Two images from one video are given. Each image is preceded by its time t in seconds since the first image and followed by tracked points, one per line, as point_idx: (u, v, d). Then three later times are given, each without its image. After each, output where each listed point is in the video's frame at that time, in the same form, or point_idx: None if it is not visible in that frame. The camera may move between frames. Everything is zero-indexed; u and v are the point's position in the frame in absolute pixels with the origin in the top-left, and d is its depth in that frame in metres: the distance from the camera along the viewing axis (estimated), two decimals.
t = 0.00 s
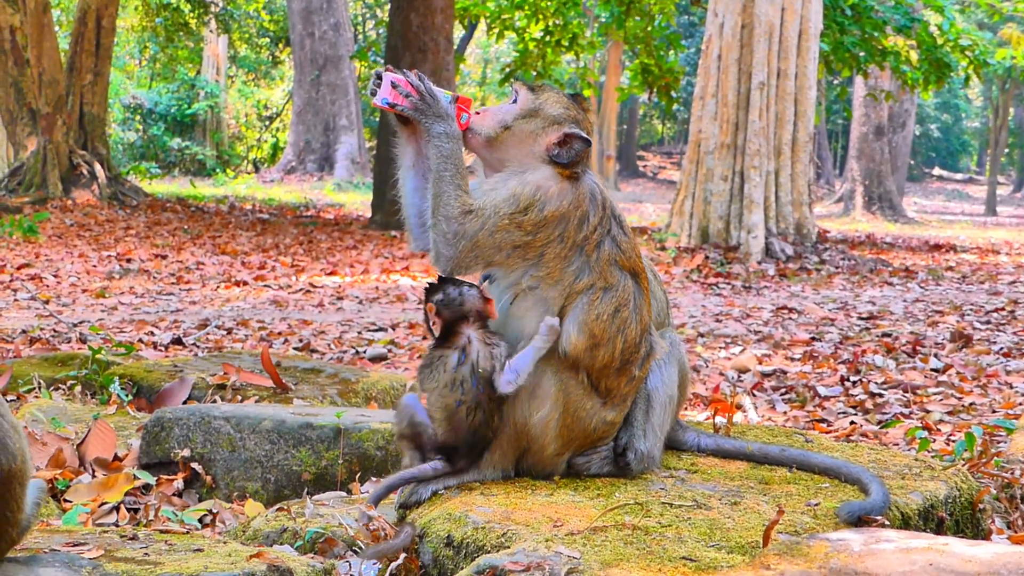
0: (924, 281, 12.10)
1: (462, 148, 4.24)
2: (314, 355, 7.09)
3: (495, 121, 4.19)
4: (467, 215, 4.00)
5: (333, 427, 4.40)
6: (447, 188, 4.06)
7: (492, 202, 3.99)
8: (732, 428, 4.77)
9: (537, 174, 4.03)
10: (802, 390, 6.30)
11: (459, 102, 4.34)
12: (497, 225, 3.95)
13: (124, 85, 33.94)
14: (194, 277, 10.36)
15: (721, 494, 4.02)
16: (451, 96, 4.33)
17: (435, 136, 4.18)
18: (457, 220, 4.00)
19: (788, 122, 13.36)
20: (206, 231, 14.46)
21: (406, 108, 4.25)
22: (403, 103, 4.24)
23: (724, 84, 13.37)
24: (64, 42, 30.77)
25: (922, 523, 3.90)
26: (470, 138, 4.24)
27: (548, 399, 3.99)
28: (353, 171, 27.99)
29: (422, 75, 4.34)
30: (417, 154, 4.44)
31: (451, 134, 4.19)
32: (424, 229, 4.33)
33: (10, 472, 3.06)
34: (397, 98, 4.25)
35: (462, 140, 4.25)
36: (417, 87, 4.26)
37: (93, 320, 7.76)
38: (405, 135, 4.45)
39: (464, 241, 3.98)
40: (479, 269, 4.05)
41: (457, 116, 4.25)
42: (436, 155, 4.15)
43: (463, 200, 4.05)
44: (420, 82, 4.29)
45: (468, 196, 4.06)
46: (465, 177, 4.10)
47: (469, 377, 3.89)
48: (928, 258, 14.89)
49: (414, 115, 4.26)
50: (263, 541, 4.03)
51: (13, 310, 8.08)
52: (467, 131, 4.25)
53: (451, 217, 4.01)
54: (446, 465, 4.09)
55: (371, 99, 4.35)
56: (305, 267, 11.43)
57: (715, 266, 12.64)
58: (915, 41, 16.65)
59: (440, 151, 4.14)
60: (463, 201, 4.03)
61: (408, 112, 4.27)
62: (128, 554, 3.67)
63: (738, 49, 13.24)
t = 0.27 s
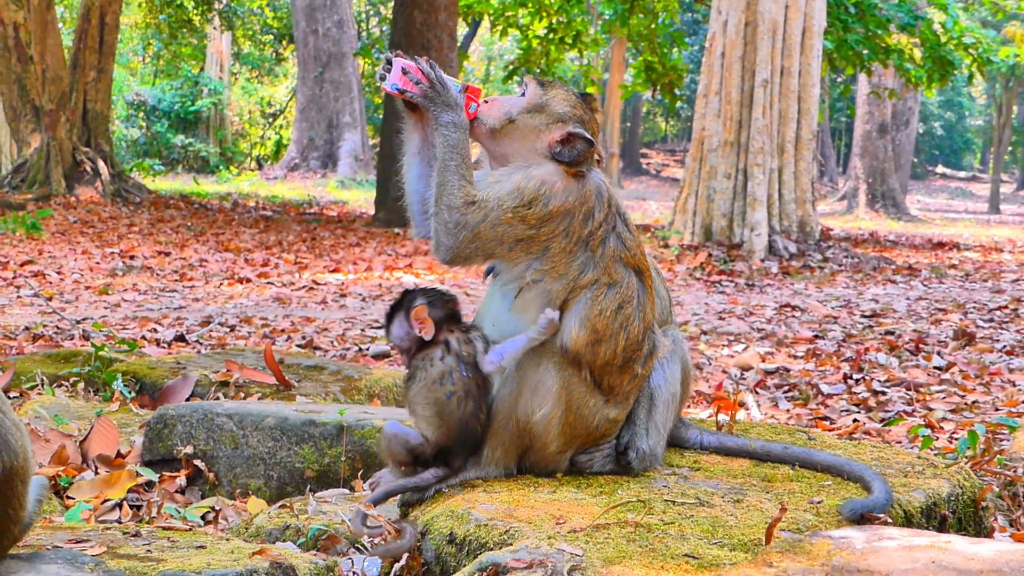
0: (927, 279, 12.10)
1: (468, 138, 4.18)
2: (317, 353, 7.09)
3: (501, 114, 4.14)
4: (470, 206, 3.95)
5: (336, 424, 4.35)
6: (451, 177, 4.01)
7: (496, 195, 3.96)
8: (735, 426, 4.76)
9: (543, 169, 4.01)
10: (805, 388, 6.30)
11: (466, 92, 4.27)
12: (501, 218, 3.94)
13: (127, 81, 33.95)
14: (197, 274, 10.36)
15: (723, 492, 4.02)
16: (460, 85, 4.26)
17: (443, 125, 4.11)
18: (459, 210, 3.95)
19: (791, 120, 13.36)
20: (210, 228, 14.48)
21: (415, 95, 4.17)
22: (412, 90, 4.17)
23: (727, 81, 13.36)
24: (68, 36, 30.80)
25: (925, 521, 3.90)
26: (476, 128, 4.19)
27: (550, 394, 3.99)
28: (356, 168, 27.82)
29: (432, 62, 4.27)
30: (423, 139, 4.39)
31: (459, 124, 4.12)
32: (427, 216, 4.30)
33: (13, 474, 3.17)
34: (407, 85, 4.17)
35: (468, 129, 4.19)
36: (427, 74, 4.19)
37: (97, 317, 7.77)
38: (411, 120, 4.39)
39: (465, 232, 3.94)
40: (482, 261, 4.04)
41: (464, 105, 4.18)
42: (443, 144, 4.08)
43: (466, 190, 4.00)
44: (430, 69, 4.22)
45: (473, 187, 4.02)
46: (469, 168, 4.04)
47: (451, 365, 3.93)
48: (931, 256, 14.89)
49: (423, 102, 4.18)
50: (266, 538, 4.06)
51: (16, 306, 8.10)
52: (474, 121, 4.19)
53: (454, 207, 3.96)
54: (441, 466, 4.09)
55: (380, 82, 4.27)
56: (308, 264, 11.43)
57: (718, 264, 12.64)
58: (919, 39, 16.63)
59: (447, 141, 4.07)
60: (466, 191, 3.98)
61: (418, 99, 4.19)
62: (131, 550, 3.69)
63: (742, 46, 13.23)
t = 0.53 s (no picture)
0: (930, 275, 12.11)
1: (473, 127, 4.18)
2: (319, 350, 7.07)
3: (508, 106, 4.14)
4: (470, 193, 3.97)
5: (339, 421, 4.36)
6: (454, 164, 4.02)
7: (497, 184, 3.98)
8: (738, 422, 4.76)
9: (544, 163, 4.01)
10: (808, 384, 6.31)
11: (476, 79, 4.26)
12: (500, 208, 3.95)
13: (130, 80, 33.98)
14: (200, 272, 10.37)
15: (727, 488, 4.02)
16: (469, 72, 4.24)
17: (448, 112, 4.10)
18: (458, 197, 3.98)
19: (794, 117, 13.39)
20: (212, 227, 14.48)
21: (423, 80, 4.15)
22: (421, 74, 4.14)
23: (729, 78, 13.37)
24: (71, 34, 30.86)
25: (928, 517, 3.90)
26: (481, 117, 4.20)
27: (546, 387, 3.98)
28: (359, 166, 27.85)
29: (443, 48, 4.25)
30: (426, 125, 4.35)
31: (465, 112, 4.11)
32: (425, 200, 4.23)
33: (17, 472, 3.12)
34: (415, 68, 4.15)
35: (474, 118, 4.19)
36: (436, 59, 4.16)
37: (99, 315, 7.77)
38: (416, 104, 4.36)
39: (463, 219, 3.97)
40: (480, 251, 4.06)
41: (471, 94, 4.18)
42: (447, 131, 4.08)
43: (467, 178, 4.01)
44: (441, 55, 4.19)
45: (473, 176, 4.03)
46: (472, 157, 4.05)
47: (419, 357, 4.00)
48: (934, 252, 14.89)
49: (430, 87, 4.16)
50: (269, 535, 4.08)
51: (19, 304, 8.10)
52: (480, 109, 4.20)
53: (455, 193, 3.99)
54: (429, 461, 4.13)
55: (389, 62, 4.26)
56: (310, 261, 11.44)
57: (721, 260, 12.65)
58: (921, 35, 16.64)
59: (452, 128, 4.07)
60: (468, 178, 4.00)
61: (425, 84, 4.17)
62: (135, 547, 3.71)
63: (743, 43, 13.24)
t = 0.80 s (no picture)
0: (951, 254, 12.09)
1: (491, 108, 4.16)
2: (342, 335, 7.04)
3: (526, 85, 4.17)
4: (490, 174, 3.98)
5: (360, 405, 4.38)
6: (471, 146, 4.00)
7: (517, 164, 4.01)
8: (762, 400, 4.75)
9: (564, 142, 4.08)
10: (831, 362, 6.33)
11: (492, 61, 4.23)
12: (521, 188, 3.99)
13: (150, 68, 33.98)
14: (220, 261, 10.39)
15: (752, 465, 4.02)
16: (486, 53, 4.21)
17: (466, 94, 4.08)
18: (479, 178, 3.98)
19: (812, 96, 13.40)
20: (233, 215, 14.53)
21: (440, 62, 4.12)
22: (437, 56, 4.12)
23: (748, 58, 13.37)
24: (86, 28, 31.07)
25: (955, 492, 3.91)
26: (499, 98, 4.18)
27: (573, 366, 4.00)
28: (378, 152, 28.25)
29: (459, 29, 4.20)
30: (442, 107, 4.36)
31: (482, 94, 4.09)
32: (444, 183, 4.29)
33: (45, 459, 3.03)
34: (432, 51, 4.14)
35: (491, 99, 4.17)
36: (452, 41, 4.11)
37: (122, 305, 7.81)
38: (431, 87, 4.36)
39: (483, 201, 3.99)
40: (502, 233, 4.11)
41: (489, 75, 4.15)
42: (465, 114, 4.06)
43: (486, 160, 4.00)
44: (456, 36, 4.14)
45: (492, 157, 4.02)
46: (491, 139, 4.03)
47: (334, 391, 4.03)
48: (955, 230, 14.88)
49: (447, 69, 4.14)
50: (295, 519, 4.12)
51: (41, 296, 8.15)
52: (497, 90, 4.18)
53: (474, 175, 3.98)
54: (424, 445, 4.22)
55: (404, 46, 4.24)
56: (330, 248, 11.45)
57: (742, 241, 12.66)
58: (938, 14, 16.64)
59: (470, 110, 4.05)
60: (486, 160, 4.00)
61: (442, 66, 4.14)
62: (162, 533, 3.75)
63: (761, 23, 13.26)
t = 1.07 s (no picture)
0: (984, 224, 11.95)
1: (524, 80, 4.17)
2: (374, 310, 7.01)
3: (559, 57, 4.13)
4: (523, 146, 4.00)
5: (394, 380, 4.39)
6: (505, 118, 4.03)
7: (551, 136, 4.01)
8: (794, 372, 4.75)
9: (598, 114, 4.08)
10: (864, 335, 6.33)
11: (525, 32, 4.25)
12: (554, 160, 3.99)
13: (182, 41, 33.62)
14: (253, 235, 10.45)
15: (785, 437, 4.01)
16: (518, 25, 4.23)
17: (498, 66, 4.10)
18: (512, 150, 4.00)
19: (845, 65, 13.51)
20: (263, 190, 14.58)
21: (473, 33, 4.15)
22: (470, 27, 4.15)
23: (778, 30, 13.24)
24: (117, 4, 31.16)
25: (990, 462, 3.90)
26: (532, 70, 4.18)
27: (607, 339, 4.02)
28: (408, 127, 27.83)
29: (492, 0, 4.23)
30: (475, 79, 4.37)
31: (515, 65, 4.11)
32: (477, 155, 4.31)
33: (77, 436, 3.20)
34: (464, 22, 4.17)
35: (525, 70, 4.17)
36: (485, 13, 4.16)
37: (155, 280, 7.86)
38: (464, 57, 4.38)
39: (517, 173, 4.00)
40: (536, 205, 4.11)
41: (521, 46, 4.16)
42: (498, 85, 4.09)
43: (519, 132, 4.03)
44: (489, 8, 4.18)
45: (526, 129, 4.05)
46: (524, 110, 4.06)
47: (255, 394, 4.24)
48: (988, 200, 14.72)
49: (480, 40, 4.16)
50: (329, 493, 4.11)
51: (75, 271, 8.27)
52: (531, 62, 4.18)
53: (508, 147, 4.01)
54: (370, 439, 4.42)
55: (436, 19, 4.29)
56: (362, 222, 11.48)
57: (774, 213, 12.59)
58: None
59: (502, 81, 4.07)
60: (520, 132, 4.02)
61: (475, 37, 4.17)
62: (198, 508, 3.81)
63: None
